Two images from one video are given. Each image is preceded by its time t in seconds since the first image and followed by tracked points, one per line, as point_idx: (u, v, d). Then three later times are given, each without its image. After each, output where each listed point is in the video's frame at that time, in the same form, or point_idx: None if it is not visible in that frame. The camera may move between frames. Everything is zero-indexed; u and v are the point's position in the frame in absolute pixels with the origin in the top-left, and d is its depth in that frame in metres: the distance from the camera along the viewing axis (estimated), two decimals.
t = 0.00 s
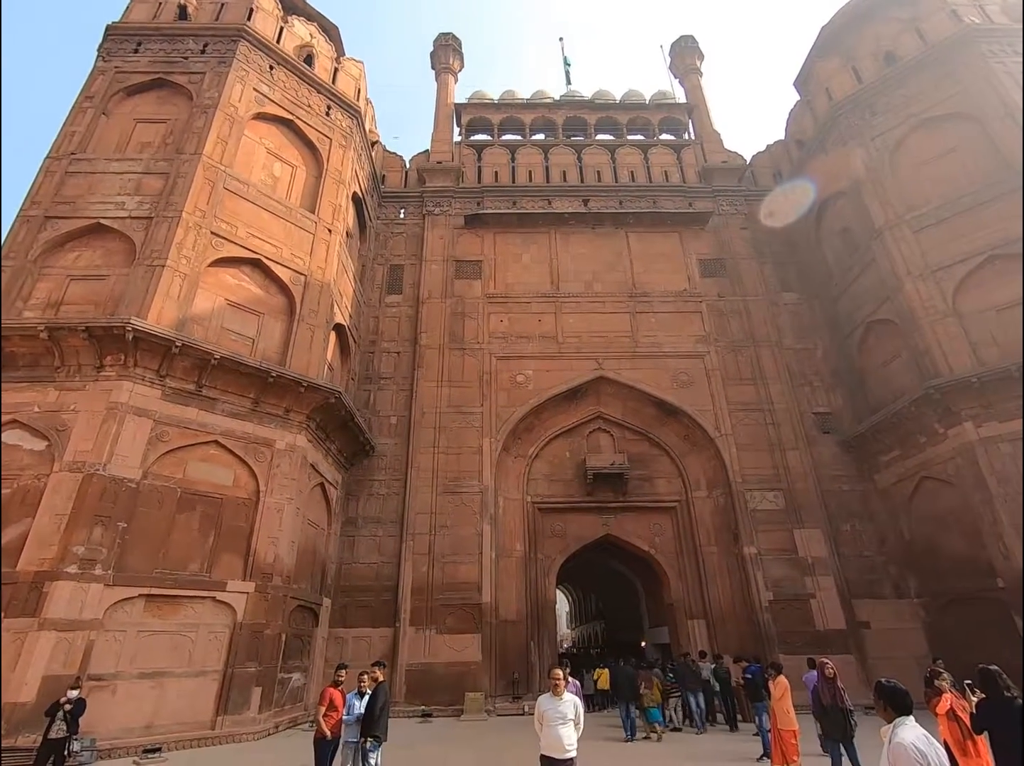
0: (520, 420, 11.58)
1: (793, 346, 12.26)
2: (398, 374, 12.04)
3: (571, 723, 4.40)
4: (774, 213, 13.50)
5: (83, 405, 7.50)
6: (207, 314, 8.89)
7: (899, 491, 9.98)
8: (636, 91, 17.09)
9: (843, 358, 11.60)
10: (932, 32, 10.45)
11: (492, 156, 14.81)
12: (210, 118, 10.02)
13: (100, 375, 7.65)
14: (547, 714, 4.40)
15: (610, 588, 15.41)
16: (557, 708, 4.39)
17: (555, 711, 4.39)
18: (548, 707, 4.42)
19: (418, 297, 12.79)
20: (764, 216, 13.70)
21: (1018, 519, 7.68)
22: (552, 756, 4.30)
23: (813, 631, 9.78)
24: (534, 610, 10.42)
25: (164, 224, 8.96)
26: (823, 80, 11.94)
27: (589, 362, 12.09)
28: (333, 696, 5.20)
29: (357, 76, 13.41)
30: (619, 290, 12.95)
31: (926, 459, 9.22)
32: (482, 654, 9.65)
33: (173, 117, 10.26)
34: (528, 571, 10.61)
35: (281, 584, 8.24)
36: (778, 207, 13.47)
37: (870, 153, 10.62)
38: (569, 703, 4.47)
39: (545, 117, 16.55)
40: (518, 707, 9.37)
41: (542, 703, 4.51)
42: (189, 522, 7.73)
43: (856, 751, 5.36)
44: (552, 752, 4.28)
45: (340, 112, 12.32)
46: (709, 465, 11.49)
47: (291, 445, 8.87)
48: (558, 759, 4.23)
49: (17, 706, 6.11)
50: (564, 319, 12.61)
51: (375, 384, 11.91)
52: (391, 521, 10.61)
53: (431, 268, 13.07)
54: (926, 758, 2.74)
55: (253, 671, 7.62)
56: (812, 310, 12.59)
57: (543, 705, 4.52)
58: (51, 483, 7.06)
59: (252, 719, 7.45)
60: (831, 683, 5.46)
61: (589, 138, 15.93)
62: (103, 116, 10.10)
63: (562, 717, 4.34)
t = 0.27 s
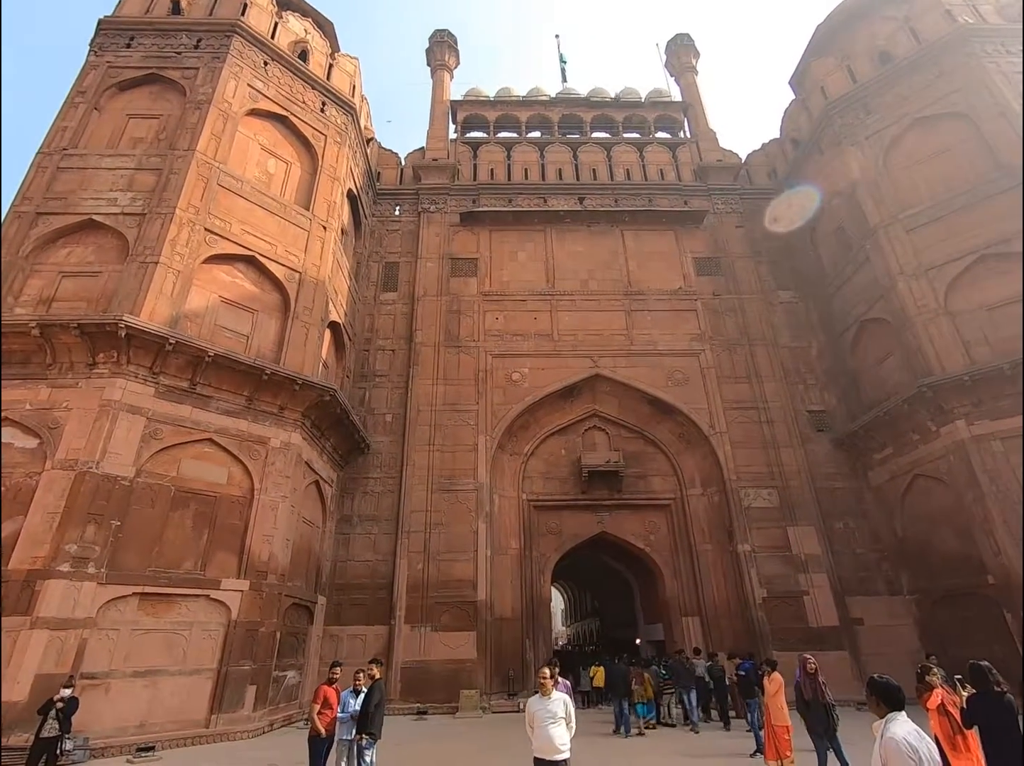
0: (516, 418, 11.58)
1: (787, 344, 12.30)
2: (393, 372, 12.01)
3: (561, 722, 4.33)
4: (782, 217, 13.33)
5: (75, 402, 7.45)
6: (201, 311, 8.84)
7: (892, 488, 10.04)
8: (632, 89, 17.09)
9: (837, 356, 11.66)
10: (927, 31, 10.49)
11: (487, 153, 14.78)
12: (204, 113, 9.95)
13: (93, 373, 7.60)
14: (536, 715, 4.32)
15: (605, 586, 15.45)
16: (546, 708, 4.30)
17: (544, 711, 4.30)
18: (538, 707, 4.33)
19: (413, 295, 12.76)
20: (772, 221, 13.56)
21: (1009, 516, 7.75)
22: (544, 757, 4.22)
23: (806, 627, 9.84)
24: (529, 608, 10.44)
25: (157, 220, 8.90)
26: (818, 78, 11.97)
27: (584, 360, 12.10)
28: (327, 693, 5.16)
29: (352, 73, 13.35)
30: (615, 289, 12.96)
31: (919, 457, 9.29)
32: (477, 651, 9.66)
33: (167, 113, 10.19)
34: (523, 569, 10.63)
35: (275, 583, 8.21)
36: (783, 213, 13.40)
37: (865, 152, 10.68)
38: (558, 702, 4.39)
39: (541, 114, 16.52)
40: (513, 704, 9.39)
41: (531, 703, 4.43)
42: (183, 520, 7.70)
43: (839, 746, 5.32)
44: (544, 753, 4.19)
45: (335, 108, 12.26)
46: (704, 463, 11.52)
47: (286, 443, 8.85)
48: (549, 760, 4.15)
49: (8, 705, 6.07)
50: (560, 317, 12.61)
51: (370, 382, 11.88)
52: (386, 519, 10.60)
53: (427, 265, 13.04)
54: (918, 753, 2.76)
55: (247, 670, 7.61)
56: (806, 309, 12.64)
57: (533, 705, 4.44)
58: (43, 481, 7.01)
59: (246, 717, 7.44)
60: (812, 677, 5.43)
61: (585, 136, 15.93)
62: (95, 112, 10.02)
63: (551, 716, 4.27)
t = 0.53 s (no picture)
0: (507, 415, 11.58)
1: (777, 344, 12.40)
2: (383, 369, 11.96)
3: (546, 719, 4.32)
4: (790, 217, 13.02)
5: (60, 398, 7.35)
6: (188, 306, 8.74)
7: (878, 486, 10.17)
8: (624, 87, 17.11)
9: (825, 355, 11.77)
10: (915, 34, 10.59)
11: (479, 150, 14.73)
12: (192, 106, 9.82)
13: (78, 368, 7.50)
14: (521, 711, 4.35)
15: (595, 583, 15.51)
16: (529, 704, 4.33)
17: (528, 708, 4.33)
18: (522, 704, 4.37)
19: (404, 291, 12.70)
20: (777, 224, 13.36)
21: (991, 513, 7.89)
22: (530, 754, 4.21)
23: (793, 624, 9.94)
24: (520, 605, 10.45)
25: (144, 214, 8.78)
26: (809, 79, 12.04)
27: (575, 358, 12.12)
28: (315, 691, 5.13)
29: (343, 67, 13.24)
30: (606, 287, 12.98)
31: (904, 456, 9.41)
32: (467, 648, 9.67)
33: (154, 105, 10.05)
34: (514, 566, 10.64)
35: (263, 580, 8.16)
36: (789, 217, 13.23)
37: (854, 153, 10.81)
38: (543, 699, 4.39)
39: (533, 112, 16.49)
40: (503, 701, 9.41)
41: (519, 701, 4.46)
42: (170, 517, 7.62)
43: (821, 741, 5.38)
44: (528, 750, 4.20)
45: (325, 103, 12.16)
46: (693, 461, 11.59)
47: (275, 440, 8.78)
48: (532, 758, 4.15)
49: None
50: (551, 315, 12.61)
51: (360, 379, 11.81)
52: (376, 517, 10.56)
53: (418, 262, 12.99)
54: (901, 747, 2.80)
55: (235, 668, 7.56)
56: (795, 308, 12.75)
57: (519, 703, 4.46)
58: (27, 478, 6.90)
59: (234, 715, 7.40)
60: (793, 673, 5.52)
61: (577, 134, 15.91)
62: (80, 103, 9.86)
63: (533, 713, 4.28)
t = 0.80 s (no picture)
0: (494, 414, 11.57)
1: (762, 346, 12.52)
2: (370, 366, 11.88)
3: (520, 720, 4.10)
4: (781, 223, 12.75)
5: (38, 392, 7.19)
6: (172, 301, 8.60)
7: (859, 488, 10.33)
8: (614, 89, 17.17)
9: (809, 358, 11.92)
10: (901, 44, 10.76)
11: (469, 148, 14.70)
12: (177, 97, 9.66)
13: (57, 362, 7.35)
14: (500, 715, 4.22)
15: (580, 583, 15.56)
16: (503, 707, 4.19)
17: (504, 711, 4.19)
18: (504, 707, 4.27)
19: (392, 289, 12.64)
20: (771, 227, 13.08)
21: (969, 514, 8.05)
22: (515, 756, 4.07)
23: (774, 623, 10.06)
24: (505, 604, 10.45)
25: (127, 206, 8.63)
26: (797, 85, 12.18)
27: (562, 358, 12.14)
28: (297, 690, 5.04)
29: (332, 61, 13.12)
30: (595, 287, 13.02)
31: (885, 458, 9.57)
32: (451, 647, 9.64)
33: (138, 96, 9.87)
34: (499, 566, 10.63)
35: (246, 579, 8.07)
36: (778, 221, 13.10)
37: (841, 158, 10.91)
38: (515, 699, 4.16)
39: (524, 111, 16.48)
40: (487, 700, 9.41)
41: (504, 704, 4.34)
42: (151, 514, 7.51)
43: (799, 740, 5.44)
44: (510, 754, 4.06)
45: (315, 97, 12.04)
46: (679, 462, 11.67)
47: (259, 437, 8.69)
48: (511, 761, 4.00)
49: None
50: (540, 315, 12.62)
51: (346, 376, 11.73)
52: (361, 515, 10.49)
53: (406, 259, 12.93)
54: (879, 745, 2.84)
55: (216, 667, 7.47)
56: (780, 312, 12.89)
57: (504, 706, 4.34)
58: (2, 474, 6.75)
59: (214, 716, 7.30)
60: (772, 672, 5.60)
61: (567, 135, 15.94)
62: (62, 92, 9.65)
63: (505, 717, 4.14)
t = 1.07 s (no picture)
0: (465, 415, 11.52)
1: (729, 351, 12.80)
2: (340, 365, 11.70)
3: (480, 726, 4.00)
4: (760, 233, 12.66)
5: None
6: (132, 293, 8.30)
7: (819, 490, 10.66)
8: (589, 94, 17.33)
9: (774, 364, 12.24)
10: (864, 62, 11.16)
11: (445, 147, 14.63)
12: (142, 83, 9.33)
13: (7, 355, 7.01)
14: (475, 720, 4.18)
15: (550, 583, 15.62)
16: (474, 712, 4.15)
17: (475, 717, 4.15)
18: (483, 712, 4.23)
19: (363, 286, 12.47)
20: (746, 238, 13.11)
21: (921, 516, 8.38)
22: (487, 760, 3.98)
23: (737, 622, 10.29)
24: (474, 606, 10.41)
25: (86, 194, 8.29)
26: (766, 98, 12.51)
27: (535, 359, 12.18)
28: (259, 695, 4.91)
29: (306, 54, 12.89)
30: (568, 290, 13.10)
31: (844, 461, 9.89)
32: (419, 649, 9.56)
33: (100, 80, 9.50)
34: (469, 567, 10.59)
35: (207, 581, 7.84)
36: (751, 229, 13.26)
37: (807, 171, 11.23)
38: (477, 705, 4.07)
39: (500, 112, 16.48)
40: (454, 702, 9.36)
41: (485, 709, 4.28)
42: (106, 515, 7.23)
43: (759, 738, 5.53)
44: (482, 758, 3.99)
45: (287, 89, 11.81)
46: (647, 463, 11.84)
47: (223, 435, 8.46)
48: None
49: None
50: (513, 316, 12.63)
51: (315, 374, 11.52)
52: (329, 515, 10.31)
53: (379, 257, 12.79)
54: (836, 740, 2.93)
55: (174, 673, 7.23)
56: (747, 318, 13.20)
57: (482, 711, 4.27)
58: None
59: (171, 723, 7.07)
60: (737, 670, 5.75)
61: (543, 137, 16.01)
62: (17, 72, 9.22)
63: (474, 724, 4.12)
